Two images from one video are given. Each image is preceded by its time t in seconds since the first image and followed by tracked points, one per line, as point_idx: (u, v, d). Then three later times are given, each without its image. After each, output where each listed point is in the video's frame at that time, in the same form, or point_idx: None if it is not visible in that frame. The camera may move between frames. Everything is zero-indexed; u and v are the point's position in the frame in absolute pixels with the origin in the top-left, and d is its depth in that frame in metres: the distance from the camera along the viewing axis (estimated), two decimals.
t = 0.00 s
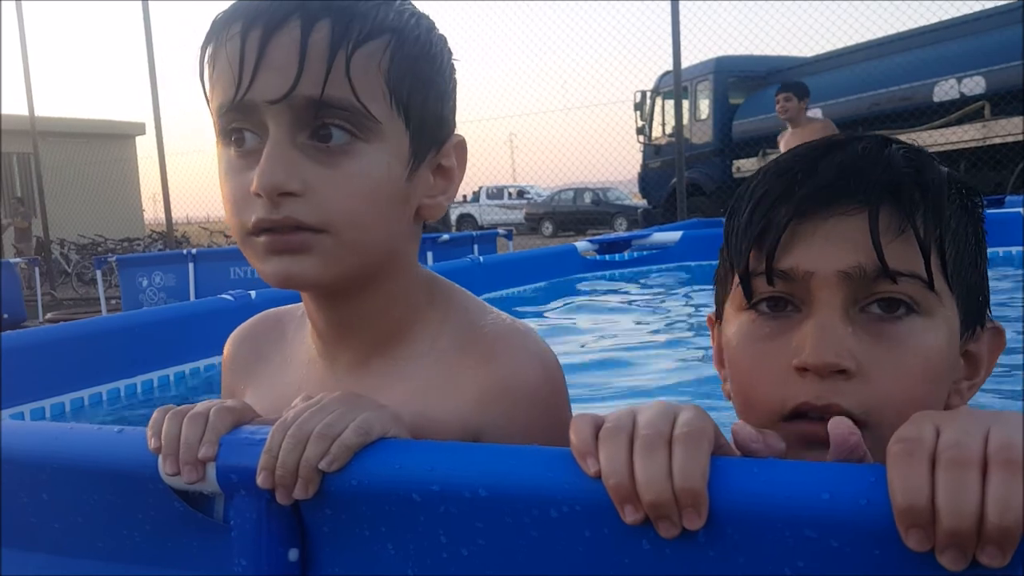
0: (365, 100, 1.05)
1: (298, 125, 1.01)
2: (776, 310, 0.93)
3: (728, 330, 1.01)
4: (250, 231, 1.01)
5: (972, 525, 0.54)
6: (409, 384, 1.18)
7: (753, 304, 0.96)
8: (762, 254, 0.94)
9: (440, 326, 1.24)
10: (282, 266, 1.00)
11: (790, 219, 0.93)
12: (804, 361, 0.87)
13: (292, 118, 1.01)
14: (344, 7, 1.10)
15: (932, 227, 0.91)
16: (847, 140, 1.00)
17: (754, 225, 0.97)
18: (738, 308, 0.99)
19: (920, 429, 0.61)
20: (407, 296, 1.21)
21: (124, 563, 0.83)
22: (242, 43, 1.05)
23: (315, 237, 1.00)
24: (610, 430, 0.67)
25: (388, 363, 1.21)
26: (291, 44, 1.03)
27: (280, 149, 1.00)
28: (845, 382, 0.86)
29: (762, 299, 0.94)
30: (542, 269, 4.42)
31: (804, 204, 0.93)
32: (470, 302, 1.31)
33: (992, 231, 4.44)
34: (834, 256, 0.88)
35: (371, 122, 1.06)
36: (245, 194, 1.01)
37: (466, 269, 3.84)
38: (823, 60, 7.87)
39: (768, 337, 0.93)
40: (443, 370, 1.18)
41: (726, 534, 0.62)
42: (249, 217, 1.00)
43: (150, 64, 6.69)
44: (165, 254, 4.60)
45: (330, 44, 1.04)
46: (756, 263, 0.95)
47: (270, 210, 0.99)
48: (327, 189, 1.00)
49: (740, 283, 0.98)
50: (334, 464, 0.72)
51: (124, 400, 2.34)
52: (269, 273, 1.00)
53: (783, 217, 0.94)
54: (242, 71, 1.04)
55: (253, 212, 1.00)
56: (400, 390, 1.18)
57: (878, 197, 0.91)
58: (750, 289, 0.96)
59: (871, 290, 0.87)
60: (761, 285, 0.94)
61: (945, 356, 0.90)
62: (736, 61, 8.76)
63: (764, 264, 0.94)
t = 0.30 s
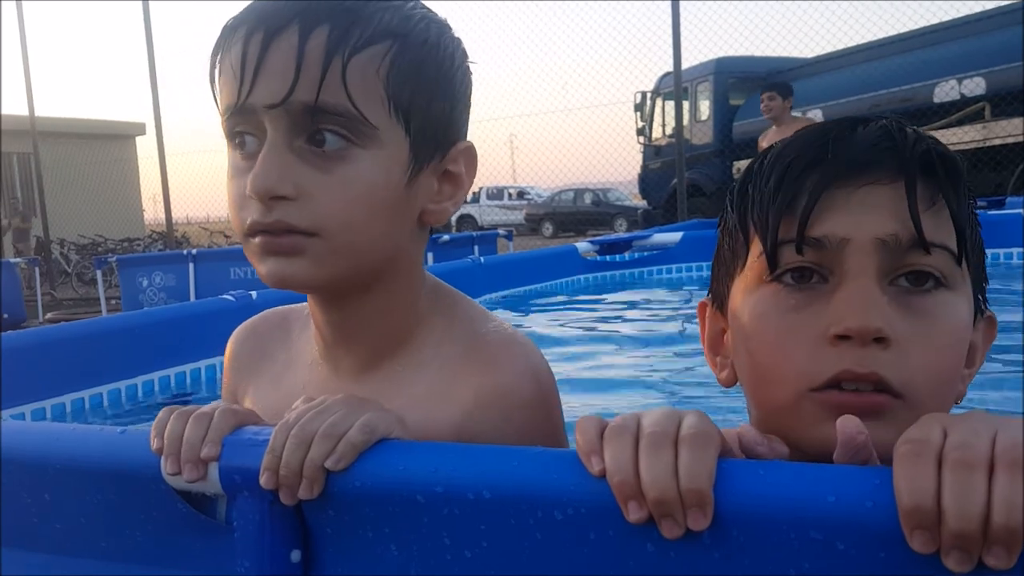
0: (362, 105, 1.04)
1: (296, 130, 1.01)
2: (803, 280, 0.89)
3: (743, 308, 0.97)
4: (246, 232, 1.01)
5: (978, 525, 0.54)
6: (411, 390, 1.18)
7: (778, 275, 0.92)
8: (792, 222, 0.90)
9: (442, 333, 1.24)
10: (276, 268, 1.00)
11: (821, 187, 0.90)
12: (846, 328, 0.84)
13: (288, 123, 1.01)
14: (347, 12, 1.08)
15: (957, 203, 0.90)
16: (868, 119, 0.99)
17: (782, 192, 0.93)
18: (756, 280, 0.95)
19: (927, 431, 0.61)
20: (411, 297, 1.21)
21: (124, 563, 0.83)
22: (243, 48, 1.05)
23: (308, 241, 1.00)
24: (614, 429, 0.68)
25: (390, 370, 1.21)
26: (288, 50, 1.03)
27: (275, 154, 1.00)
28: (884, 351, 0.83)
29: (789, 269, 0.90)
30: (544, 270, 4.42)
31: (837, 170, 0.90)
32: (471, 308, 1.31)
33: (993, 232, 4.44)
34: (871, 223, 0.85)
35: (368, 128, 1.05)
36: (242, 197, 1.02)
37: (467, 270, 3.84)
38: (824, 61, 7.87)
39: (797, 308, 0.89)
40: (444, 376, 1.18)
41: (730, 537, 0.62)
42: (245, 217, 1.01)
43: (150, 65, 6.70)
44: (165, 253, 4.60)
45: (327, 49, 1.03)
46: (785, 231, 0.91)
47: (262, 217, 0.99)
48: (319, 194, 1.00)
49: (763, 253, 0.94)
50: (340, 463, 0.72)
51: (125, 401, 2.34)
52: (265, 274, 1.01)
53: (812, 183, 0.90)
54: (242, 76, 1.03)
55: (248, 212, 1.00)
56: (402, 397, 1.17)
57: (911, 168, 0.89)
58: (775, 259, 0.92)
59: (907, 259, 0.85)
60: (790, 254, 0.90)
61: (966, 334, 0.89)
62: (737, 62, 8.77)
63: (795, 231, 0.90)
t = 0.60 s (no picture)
0: (326, 110, 1.03)
1: (263, 139, 1.01)
2: (795, 289, 0.89)
3: (737, 313, 0.97)
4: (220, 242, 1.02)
5: (977, 527, 0.54)
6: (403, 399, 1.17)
7: (770, 283, 0.92)
8: (783, 228, 0.90)
9: (435, 342, 1.23)
10: (248, 279, 1.00)
11: (811, 195, 0.90)
12: (834, 339, 0.84)
13: (256, 131, 1.01)
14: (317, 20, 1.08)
15: (952, 208, 0.90)
16: (865, 120, 0.98)
17: (772, 200, 0.93)
18: (750, 286, 0.95)
19: (927, 433, 0.61)
20: (405, 306, 1.21)
21: (122, 565, 0.83)
22: (214, 59, 1.05)
23: (279, 251, 1.00)
24: (615, 431, 0.68)
25: (383, 378, 1.20)
26: (254, 58, 1.03)
27: (243, 162, 1.00)
28: (873, 362, 0.83)
29: (780, 278, 0.90)
30: (543, 272, 4.42)
31: (829, 177, 0.90)
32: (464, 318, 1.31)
33: (992, 235, 4.46)
34: (857, 233, 0.85)
35: (334, 134, 1.04)
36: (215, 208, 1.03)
37: (465, 271, 3.83)
38: (822, 63, 7.89)
39: (789, 315, 0.89)
40: (438, 385, 1.18)
41: (731, 538, 0.62)
42: (217, 225, 1.01)
43: (149, 66, 6.69)
44: (164, 254, 4.59)
45: (291, 56, 1.03)
46: (776, 238, 0.91)
47: (231, 222, 0.99)
48: (286, 202, 0.99)
49: (755, 259, 0.94)
50: (340, 464, 0.72)
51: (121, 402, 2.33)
52: (240, 285, 1.01)
53: (804, 190, 0.90)
54: (215, 87, 1.04)
55: (219, 222, 1.01)
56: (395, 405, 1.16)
57: (903, 175, 0.88)
58: (767, 267, 0.92)
59: (899, 269, 0.84)
60: (781, 263, 0.90)
61: (960, 340, 0.89)
62: (735, 64, 8.78)
63: (785, 240, 0.90)
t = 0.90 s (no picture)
0: (316, 116, 1.03)
1: (258, 145, 1.02)
2: (806, 287, 0.90)
3: (744, 312, 0.97)
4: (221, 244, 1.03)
5: (986, 529, 0.54)
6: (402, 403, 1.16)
7: (780, 281, 0.92)
8: (796, 228, 0.90)
9: (437, 348, 1.22)
10: (246, 284, 1.01)
11: (825, 193, 0.89)
12: (848, 338, 0.84)
13: (252, 136, 1.02)
14: (314, 28, 1.08)
15: (964, 213, 0.90)
16: (878, 122, 0.98)
17: (785, 199, 0.92)
18: (759, 285, 0.95)
19: (933, 435, 0.61)
20: (411, 309, 1.21)
21: (127, 565, 0.83)
22: (218, 70, 1.07)
23: (273, 256, 1.00)
24: (622, 432, 0.68)
25: (383, 381, 1.20)
26: (250, 68, 1.04)
27: (240, 167, 1.02)
28: (887, 363, 0.83)
29: (792, 275, 0.91)
30: (544, 273, 4.42)
31: (840, 177, 0.90)
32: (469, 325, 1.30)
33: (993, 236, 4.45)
34: (871, 233, 0.85)
35: (325, 139, 1.04)
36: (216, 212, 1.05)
37: (466, 272, 3.83)
38: (823, 64, 7.88)
39: (799, 315, 0.89)
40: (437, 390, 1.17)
41: (738, 539, 0.62)
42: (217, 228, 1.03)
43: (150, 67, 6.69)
44: (165, 255, 4.60)
45: (282, 64, 1.04)
46: (789, 236, 0.91)
47: (228, 226, 1.00)
48: (279, 206, 1.00)
49: (766, 258, 0.94)
50: (347, 464, 0.72)
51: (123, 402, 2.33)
52: (239, 288, 1.02)
53: (818, 189, 0.90)
54: (219, 96, 1.06)
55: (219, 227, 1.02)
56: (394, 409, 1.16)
57: (918, 177, 0.88)
58: (778, 266, 0.92)
59: (912, 269, 0.85)
60: (793, 260, 0.90)
61: (969, 346, 0.89)
62: (736, 65, 8.77)
63: (798, 238, 0.90)
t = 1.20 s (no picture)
0: (326, 121, 1.03)
1: (269, 149, 1.02)
2: (790, 300, 0.89)
3: (733, 327, 0.96)
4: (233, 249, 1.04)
5: (983, 532, 0.54)
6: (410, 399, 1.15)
7: (765, 297, 0.91)
8: (775, 243, 0.90)
9: (448, 345, 1.20)
10: (262, 289, 1.02)
11: (803, 207, 0.89)
12: (836, 353, 0.84)
13: (263, 140, 1.02)
14: (322, 30, 1.07)
15: (943, 212, 0.89)
16: (849, 124, 0.97)
17: (763, 212, 0.91)
18: (744, 303, 0.94)
19: (931, 437, 0.60)
20: (423, 305, 1.20)
21: (126, 567, 0.82)
22: (229, 71, 1.07)
23: (282, 260, 1.01)
24: (618, 435, 0.68)
25: (394, 377, 1.19)
26: (259, 72, 1.04)
27: (250, 171, 1.02)
28: (875, 373, 0.84)
29: (775, 289, 0.90)
30: (542, 274, 4.41)
31: (817, 188, 0.89)
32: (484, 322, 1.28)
33: (992, 238, 4.46)
34: (852, 241, 0.85)
35: (334, 144, 1.04)
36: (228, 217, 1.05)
37: (464, 273, 3.83)
38: (823, 66, 7.89)
39: (785, 330, 0.89)
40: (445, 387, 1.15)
41: (735, 543, 0.61)
42: (230, 234, 1.04)
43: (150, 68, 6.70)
44: (164, 256, 4.60)
45: (290, 69, 1.03)
46: (770, 251, 0.90)
47: (239, 230, 1.01)
48: (289, 211, 1.01)
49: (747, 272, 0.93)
50: (342, 466, 0.72)
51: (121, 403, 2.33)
52: (252, 291, 1.03)
53: (796, 200, 0.89)
54: (231, 98, 1.06)
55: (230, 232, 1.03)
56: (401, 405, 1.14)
57: (896, 183, 0.87)
58: (761, 281, 0.91)
59: (894, 275, 0.85)
60: (775, 274, 0.90)
61: (956, 345, 0.89)
62: (735, 67, 8.78)
63: (779, 253, 0.89)
